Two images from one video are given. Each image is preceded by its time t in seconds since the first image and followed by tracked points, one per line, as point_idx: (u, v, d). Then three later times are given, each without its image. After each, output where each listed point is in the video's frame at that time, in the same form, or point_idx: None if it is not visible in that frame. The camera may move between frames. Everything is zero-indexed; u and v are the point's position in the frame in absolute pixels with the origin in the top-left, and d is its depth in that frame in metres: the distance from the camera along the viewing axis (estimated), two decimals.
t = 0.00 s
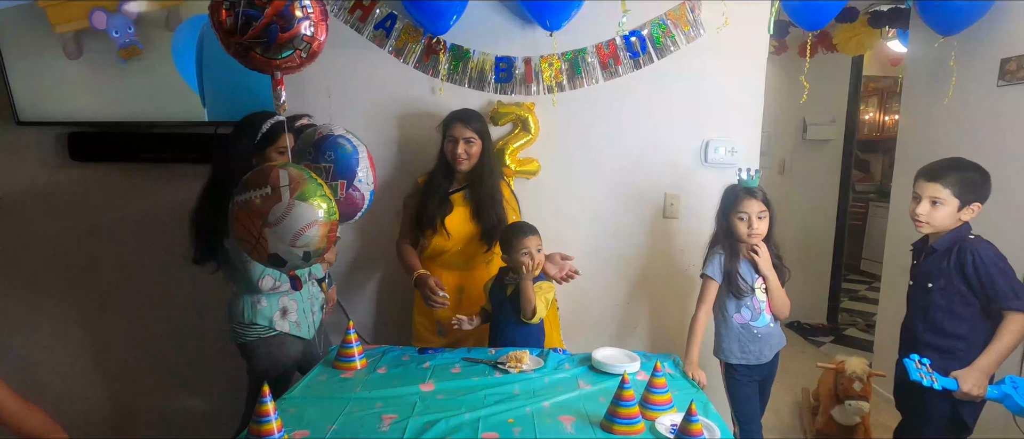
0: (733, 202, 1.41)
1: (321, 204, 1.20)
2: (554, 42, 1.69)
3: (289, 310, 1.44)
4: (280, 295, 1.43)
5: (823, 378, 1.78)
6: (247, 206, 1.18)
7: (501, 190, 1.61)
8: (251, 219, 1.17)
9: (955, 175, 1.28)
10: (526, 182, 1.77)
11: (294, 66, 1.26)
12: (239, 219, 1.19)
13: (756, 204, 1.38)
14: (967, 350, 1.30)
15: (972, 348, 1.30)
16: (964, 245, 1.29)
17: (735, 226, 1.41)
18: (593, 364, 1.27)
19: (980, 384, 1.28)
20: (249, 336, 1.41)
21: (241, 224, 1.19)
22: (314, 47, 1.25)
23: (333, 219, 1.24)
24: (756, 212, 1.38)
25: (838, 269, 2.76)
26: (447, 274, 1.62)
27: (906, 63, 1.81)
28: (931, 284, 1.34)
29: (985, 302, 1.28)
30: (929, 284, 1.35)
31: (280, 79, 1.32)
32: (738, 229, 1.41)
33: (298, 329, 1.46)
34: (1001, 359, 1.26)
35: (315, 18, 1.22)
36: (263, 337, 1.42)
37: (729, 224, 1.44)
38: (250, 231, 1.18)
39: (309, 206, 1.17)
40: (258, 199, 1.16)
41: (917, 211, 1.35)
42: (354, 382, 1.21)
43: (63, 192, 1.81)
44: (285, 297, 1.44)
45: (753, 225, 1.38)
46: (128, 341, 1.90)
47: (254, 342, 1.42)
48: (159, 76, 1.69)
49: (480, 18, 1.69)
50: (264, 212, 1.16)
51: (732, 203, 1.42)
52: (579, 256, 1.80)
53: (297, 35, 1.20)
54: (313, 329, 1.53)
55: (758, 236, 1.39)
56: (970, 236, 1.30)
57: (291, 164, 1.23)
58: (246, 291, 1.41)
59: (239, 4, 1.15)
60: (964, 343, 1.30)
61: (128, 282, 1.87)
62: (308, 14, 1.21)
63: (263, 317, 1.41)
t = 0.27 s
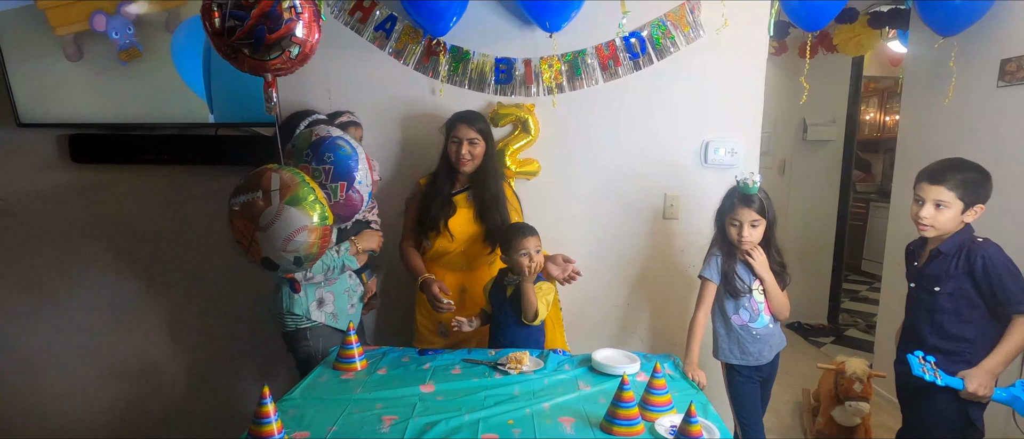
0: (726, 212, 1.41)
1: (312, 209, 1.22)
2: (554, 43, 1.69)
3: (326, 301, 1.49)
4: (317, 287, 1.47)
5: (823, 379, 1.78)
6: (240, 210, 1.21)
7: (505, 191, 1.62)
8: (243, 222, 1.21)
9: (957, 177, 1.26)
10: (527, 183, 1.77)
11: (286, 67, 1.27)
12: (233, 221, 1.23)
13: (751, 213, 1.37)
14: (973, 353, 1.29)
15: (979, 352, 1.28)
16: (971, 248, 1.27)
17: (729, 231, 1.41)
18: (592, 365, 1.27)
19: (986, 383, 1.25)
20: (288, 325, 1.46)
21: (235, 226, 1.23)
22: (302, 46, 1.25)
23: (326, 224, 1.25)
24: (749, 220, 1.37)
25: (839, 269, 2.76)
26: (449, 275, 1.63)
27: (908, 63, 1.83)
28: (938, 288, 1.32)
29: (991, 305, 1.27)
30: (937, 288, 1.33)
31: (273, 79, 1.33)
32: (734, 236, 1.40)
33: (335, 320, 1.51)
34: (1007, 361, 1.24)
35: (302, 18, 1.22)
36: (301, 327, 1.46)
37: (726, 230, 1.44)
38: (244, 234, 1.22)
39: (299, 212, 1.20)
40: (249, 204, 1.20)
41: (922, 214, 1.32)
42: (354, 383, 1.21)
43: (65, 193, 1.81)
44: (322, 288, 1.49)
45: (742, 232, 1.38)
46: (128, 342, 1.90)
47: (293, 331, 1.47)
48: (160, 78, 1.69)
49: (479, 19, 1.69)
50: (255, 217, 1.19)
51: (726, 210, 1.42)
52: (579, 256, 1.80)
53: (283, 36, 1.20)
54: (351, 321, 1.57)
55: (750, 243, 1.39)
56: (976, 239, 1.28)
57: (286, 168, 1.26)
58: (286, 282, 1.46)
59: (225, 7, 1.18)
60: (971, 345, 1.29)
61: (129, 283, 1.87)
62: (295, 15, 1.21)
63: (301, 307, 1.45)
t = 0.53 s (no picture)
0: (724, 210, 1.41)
1: (303, 210, 1.21)
2: (553, 44, 1.69)
3: (338, 300, 1.54)
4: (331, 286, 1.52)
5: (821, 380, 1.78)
6: (235, 209, 1.23)
7: (507, 193, 1.61)
8: (237, 221, 1.22)
9: (943, 180, 1.26)
10: (527, 184, 1.77)
11: (282, 67, 1.27)
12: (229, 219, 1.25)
13: (745, 216, 1.36)
14: (983, 358, 1.29)
15: (986, 355, 1.29)
16: (963, 252, 1.27)
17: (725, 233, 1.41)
18: (591, 365, 1.27)
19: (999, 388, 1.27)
20: (303, 319, 1.53)
21: (230, 224, 1.25)
22: (297, 48, 1.25)
23: (318, 226, 1.24)
24: (743, 222, 1.37)
25: (837, 271, 2.76)
26: (449, 274, 1.62)
27: (905, 65, 1.81)
28: (936, 296, 1.32)
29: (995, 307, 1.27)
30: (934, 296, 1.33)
31: (269, 80, 1.34)
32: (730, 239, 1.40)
33: (347, 319, 1.55)
34: (1021, 366, 1.25)
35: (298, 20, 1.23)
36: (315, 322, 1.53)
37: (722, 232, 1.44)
38: (237, 232, 1.23)
39: (290, 212, 1.19)
40: (242, 203, 1.21)
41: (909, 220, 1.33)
42: (352, 384, 1.21)
43: (63, 192, 1.81)
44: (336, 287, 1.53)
45: (735, 234, 1.38)
46: (127, 342, 1.90)
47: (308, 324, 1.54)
48: (159, 77, 1.70)
49: (479, 20, 1.69)
50: (248, 216, 1.20)
51: (723, 212, 1.42)
52: (578, 257, 1.80)
53: (278, 35, 1.20)
54: (364, 321, 1.60)
55: (742, 245, 1.39)
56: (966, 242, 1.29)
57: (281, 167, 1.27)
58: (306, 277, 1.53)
59: (220, 7, 1.18)
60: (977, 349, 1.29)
61: (128, 283, 1.87)
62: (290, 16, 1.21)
63: (315, 304, 1.51)
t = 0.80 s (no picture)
0: (719, 206, 1.41)
1: (295, 206, 1.21)
2: (551, 41, 1.69)
3: (343, 297, 1.54)
4: (336, 281, 1.53)
5: (818, 376, 1.78)
6: (231, 203, 1.23)
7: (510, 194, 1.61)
8: (233, 215, 1.23)
9: (920, 186, 1.24)
10: (525, 180, 1.77)
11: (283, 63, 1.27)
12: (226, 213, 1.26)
13: (740, 210, 1.36)
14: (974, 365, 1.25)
15: (974, 364, 1.25)
16: (946, 263, 1.24)
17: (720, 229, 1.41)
18: (588, 362, 1.27)
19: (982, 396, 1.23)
20: (307, 314, 1.54)
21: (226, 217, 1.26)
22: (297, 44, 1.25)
23: (311, 222, 1.24)
24: (738, 217, 1.37)
25: (835, 267, 2.76)
26: (448, 269, 1.62)
27: (904, 62, 1.83)
28: (921, 309, 1.29)
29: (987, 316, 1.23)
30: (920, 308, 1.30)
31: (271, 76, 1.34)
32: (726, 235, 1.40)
33: (351, 315, 1.55)
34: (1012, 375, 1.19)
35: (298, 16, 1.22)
36: (318, 318, 1.53)
37: (718, 228, 1.45)
38: (233, 226, 1.24)
39: (282, 208, 1.19)
40: (238, 197, 1.22)
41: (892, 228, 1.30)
42: (349, 380, 1.21)
43: (60, 189, 1.81)
44: (341, 283, 1.54)
45: (730, 229, 1.38)
46: (125, 339, 1.89)
47: (312, 321, 1.55)
48: (155, 73, 1.68)
49: (477, 16, 1.69)
50: (242, 210, 1.21)
51: (718, 206, 1.42)
52: (576, 253, 1.80)
53: (276, 32, 1.20)
54: (368, 318, 1.59)
55: (738, 240, 1.38)
56: (951, 251, 1.25)
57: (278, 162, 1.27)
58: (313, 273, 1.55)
59: (218, 3, 1.18)
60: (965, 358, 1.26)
61: (126, 280, 1.87)
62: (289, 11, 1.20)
63: (319, 299, 1.52)
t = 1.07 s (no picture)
0: (712, 207, 1.40)
1: (294, 201, 1.21)
2: (549, 39, 1.69)
3: (342, 296, 1.54)
4: (336, 280, 1.53)
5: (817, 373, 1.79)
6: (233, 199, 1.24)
7: (511, 196, 1.62)
8: (235, 212, 1.24)
9: (916, 181, 1.23)
10: (524, 179, 1.77)
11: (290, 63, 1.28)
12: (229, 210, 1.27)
13: (733, 210, 1.36)
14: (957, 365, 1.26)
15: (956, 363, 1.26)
16: (940, 262, 1.24)
17: (716, 229, 1.41)
18: (587, 360, 1.27)
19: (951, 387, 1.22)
20: (304, 311, 1.54)
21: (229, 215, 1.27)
22: (302, 43, 1.25)
23: (311, 218, 1.24)
24: (733, 217, 1.37)
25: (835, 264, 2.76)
26: (449, 269, 1.61)
27: (902, 58, 1.81)
28: (910, 306, 1.30)
29: (977, 318, 1.23)
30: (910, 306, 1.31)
31: (276, 76, 1.34)
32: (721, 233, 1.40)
33: (349, 315, 1.55)
34: (990, 375, 1.20)
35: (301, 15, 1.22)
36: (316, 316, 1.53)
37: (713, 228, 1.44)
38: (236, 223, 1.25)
39: (281, 203, 1.19)
40: (240, 193, 1.22)
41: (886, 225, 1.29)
42: (348, 380, 1.21)
43: (59, 191, 1.81)
44: (341, 282, 1.54)
45: (725, 229, 1.38)
46: (125, 340, 1.89)
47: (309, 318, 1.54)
48: (153, 72, 1.69)
49: (475, 15, 1.69)
50: (243, 207, 1.21)
51: (712, 208, 1.41)
52: (575, 251, 1.80)
53: (279, 33, 1.20)
54: (366, 319, 1.59)
55: (733, 239, 1.38)
56: (946, 249, 1.25)
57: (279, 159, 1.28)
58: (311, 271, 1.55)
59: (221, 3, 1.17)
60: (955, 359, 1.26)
61: (125, 281, 1.87)
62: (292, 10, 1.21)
63: (317, 297, 1.52)
